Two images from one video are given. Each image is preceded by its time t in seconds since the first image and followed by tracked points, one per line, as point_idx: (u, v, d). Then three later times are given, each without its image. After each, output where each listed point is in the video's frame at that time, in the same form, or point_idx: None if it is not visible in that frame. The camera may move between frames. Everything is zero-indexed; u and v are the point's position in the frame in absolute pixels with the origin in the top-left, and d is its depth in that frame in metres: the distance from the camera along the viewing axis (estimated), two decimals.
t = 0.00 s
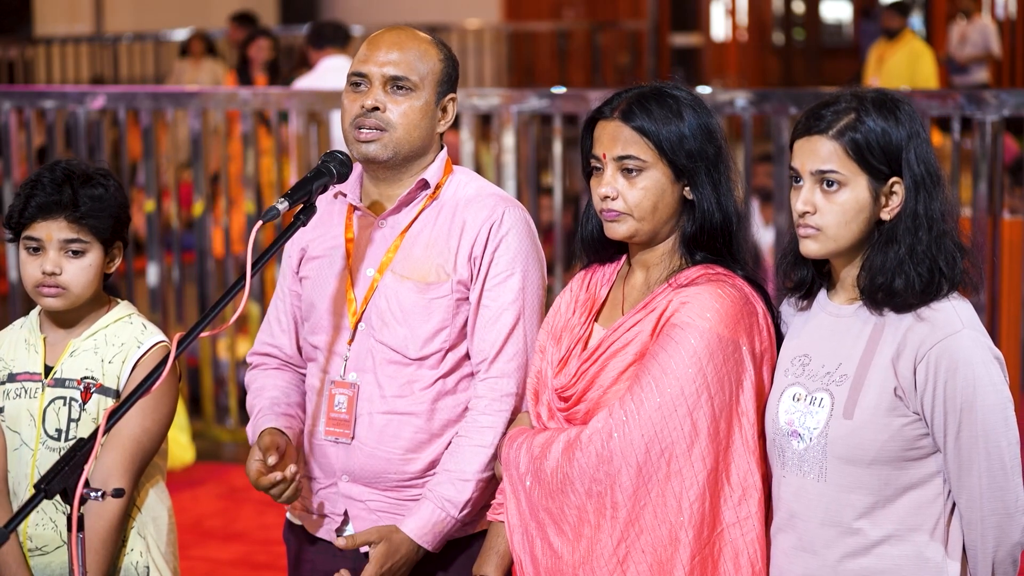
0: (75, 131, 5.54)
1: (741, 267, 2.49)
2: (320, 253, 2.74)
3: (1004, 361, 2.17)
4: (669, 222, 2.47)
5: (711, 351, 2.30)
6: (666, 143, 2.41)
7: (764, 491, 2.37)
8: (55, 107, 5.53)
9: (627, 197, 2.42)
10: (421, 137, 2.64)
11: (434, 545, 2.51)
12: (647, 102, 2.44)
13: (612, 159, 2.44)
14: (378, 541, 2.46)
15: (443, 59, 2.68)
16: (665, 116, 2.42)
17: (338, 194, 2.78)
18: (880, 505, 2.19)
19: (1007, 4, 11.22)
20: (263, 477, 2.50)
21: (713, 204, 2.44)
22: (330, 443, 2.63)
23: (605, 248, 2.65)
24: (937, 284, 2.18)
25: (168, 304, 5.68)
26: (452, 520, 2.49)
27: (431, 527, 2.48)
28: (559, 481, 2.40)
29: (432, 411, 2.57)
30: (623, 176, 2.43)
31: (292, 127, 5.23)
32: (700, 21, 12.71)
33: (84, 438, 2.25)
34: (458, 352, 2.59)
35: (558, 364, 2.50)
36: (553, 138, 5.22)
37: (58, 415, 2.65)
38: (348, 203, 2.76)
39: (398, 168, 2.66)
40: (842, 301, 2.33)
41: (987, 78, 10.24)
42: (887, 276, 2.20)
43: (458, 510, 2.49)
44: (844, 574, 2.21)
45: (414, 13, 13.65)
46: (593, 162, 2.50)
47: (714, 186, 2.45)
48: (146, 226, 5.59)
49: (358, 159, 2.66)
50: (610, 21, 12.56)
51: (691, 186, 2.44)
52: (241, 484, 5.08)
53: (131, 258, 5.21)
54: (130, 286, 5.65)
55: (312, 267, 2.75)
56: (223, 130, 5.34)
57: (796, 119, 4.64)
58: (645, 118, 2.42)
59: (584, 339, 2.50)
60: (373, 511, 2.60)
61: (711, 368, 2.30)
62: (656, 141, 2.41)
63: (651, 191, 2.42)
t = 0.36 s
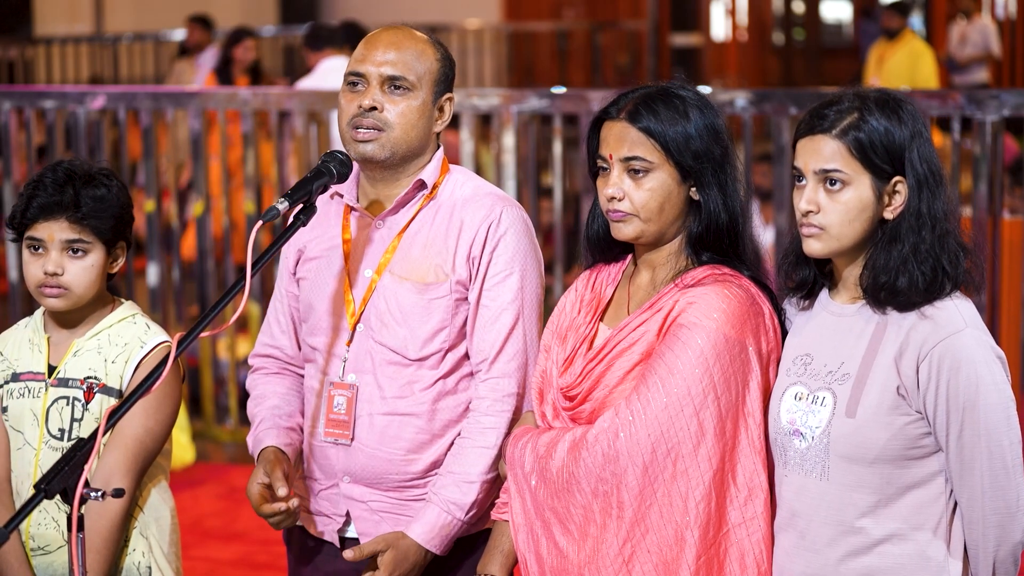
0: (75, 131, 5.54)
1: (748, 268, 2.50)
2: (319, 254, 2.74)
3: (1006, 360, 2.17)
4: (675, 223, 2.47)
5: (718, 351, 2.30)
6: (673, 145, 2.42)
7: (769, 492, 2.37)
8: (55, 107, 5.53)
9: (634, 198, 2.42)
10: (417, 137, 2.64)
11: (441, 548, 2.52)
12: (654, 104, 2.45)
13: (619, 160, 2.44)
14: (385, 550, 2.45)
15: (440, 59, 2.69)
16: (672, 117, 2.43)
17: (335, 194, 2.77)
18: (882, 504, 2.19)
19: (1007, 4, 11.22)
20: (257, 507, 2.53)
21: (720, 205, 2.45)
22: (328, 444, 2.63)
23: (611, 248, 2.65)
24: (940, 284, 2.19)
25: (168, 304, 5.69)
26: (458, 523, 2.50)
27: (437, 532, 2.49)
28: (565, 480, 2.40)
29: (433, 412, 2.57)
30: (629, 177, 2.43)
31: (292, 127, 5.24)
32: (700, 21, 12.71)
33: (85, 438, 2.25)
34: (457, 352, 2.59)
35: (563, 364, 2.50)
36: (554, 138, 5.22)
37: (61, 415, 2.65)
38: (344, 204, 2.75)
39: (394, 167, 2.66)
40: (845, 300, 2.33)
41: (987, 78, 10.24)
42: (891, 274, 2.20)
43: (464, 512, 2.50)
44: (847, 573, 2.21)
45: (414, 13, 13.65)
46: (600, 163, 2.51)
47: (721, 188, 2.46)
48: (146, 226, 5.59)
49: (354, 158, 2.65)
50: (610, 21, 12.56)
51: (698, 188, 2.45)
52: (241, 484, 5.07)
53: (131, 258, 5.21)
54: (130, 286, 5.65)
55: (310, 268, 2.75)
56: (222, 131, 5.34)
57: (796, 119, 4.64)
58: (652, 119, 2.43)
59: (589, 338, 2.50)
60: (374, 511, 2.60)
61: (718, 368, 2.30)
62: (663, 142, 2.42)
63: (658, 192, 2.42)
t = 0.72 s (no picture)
0: (75, 131, 5.53)
1: (750, 265, 2.50)
2: (317, 253, 2.73)
3: (1017, 360, 2.17)
4: (678, 222, 2.47)
5: (721, 348, 2.31)
6: (675, 145, 2.42)
7: (772, 490, 2.37)
8: (55, 107, 5.53)
9: (637, 198, 2.42)
10: (416, 138, 2.64)
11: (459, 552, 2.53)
12: (657, 104, 2.45)
13: (621, 160, 2.44)
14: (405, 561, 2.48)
15: (435, 59, 2.68)
16: (674, 117, 2.43)
17: (333, 194, 2.78)
18: (893, 503, 2.19)
19: (1007, 4, 11.21)
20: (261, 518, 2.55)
21: (722, 205, 2.45)
22: (327, 444, 2.63)
23: (613, 247, 2.65)
24: (954, 283, 2.19)
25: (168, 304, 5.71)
26: (471, 523, 2.50)
27: (454, 535, 2.48)
28: (568, 478, 2.40)
29: (432, 409, 2.57)
30: (631, 177, 2.43)
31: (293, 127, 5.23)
32: (700, 21, 12.71)
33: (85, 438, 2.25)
34: (457, 349, 2.60)
35: (566, 362, 2.50)
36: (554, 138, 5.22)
37: (63, 415, 2.64)
38: (342, 203, 2.76)
39: (394, 168, 2.66)
40: (856, 299, 2.33)
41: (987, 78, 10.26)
42: (903, 274, 2.20)
43: (476, 512, 2.50)
44: (853, 573, 2.22)
45: (414, 13, 13.65)
46: (603, 163, 2.50)
47: (723, 188, 2.46)
48: (146, 226, 5.59)
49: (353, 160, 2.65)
50: (610, 21, 12.57)
51: (701, 188, 2.45)
52: (242, 484, 5.07)
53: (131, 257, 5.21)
54: (130, 285, 5.65)
55: (307, 267, 2.74)
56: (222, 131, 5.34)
57: (796, 119, 4.64)
58: (654, 119, 2.43)
59: (591, 336, 2.50)
60: (375, 509, 2.60)
61: (721, 366, 2.31)
62: (665, 143, 2.42)
63: (661, 193, 2.42)
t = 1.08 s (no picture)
0: (75, 131, 5.54)
1: (751, 264, 2.50)
2: (315, 252, 2.73)
3: None
4: (679, 222, 2.47)
5: (723, 346, 2.31)
6: (676, 145, 2.42)
7: (775, 488, 2.37)
8: (55, 107, 5.53)
9: (638, 198, 2.42)
10: (414, 139, 2.63)
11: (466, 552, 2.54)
12: (657, 104, 2.45)
13: (622, 161, 2.44)
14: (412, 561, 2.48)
15: (430, 58, 2.68)
16: (674, 117, 2.43)
17: (332, 194, 2.77)
18: (903, 503, 2.19)
19: (1006, 4, 11.21)
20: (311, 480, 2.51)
21: (723, 204, 2.45)
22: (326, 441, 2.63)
23: (613, 247, 2.65)
24: (962, 282, 2.19)
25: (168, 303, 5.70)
26: (470, 522, 2.48)
27: (453, 534, 2.47)
28: (570, 476, 2.40)
29: (433, 408, 2.57)
30: (632, 178, 2.43)
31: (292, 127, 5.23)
32: (700, 21, 12.71)
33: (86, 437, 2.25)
34: (456, 347, 2.59)
35: (567, 360, 2.50)
36: (554, 138, 5.22)
37: (61, 415, 2.64)
38: (341, 203, 2.76)
39: (393, 168, 2.66)
40: (863, 299, 2.33)
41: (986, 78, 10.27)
42: (912, 274, 2.20)
43: (474, 510, 2.48)
44: (860, 573, 2.21)
45: (415, 13, 13.66)
46: (604, 164, 2.50)
47: (723, 187, 2.46)
48: (146, 226, 5.59)
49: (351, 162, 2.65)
50: (609, 21, 12.57)
51: (701, 188, 2.45)
52: (242, 484, 5.06)
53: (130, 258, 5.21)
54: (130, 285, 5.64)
55: (305, 266, 2.74)
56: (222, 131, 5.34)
57: (796, 120, 4.64)
58: (654, 120, 2.43)
59: (592, 335, 2.50)
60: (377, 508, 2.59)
61: (723, 363, 2.31)
62: (666, 143, 2.42)
63: (661, 193, 2.42)
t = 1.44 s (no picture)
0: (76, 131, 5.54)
1: (751, 264, 2.50)
2: (314, 252, 2.73)
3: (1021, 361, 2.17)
4: (679, 222, 2.47)
5: (722, 345, 2.31)
6: (676, 145, 2.42)
7: (774, 487, 2.37)
8: (55, 107, 5.53)
9: (638, 198, 2.42)
10: (412, 138, 2.63)
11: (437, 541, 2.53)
12: (656, 104, 2.45)
13: (623, 161, 2.44)
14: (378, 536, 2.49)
15: (429, 58, 2.68)
16: (674, 117, 2.43)
17: (333, 194, 2.77)
18: (898, 504, 2.19)
19: (1007, 4, 11.20)
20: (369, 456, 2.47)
21: (723, 204, 2.45)
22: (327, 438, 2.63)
23: (613, 247, 2.65)
24: (958, 283, 2.19)
25: (168, 304, 5.71)
26: (438, 507, 2.48)
27: (419, 516, 2.48)
28: (570, 475, 2.40)
29: (434, 407, 2.57)
30: (633, 178, 2.43)
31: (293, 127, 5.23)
32: (700, 22, 12.73)
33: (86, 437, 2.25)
34: (457, 346, 2.60)
35: (567, 359, 2.51)
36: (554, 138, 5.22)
37: (60, 415, 2.64)
38: (342, 203, 2.75)
39: (392, 168, 2.66)
40: (860, 299, 2.33)
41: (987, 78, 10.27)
42: (908, 274, 2.20)
43: (443, 496, 2.48)
44: (855, 573, 2.21)
45: (415, 12, 13.66)
46: (604, 164, 2.50)
47: (724, 186, 2.46)
48: (146, 226, 5.60)
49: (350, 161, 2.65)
50: (609, 20, 12.57)
51: (701, 188, 2.45)
52: (242, 484, 5.07)
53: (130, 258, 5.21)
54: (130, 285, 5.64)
55: (304, 265, 2.73)
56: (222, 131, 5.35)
57: (796, 120, 4.63)
58: (654, 119, 2.43)
59: (592, 334, 2.50)
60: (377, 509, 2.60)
61: (723, 362, 2.31)
62: (666, 143, 2.42)
63: (662, 193, 2.42)
